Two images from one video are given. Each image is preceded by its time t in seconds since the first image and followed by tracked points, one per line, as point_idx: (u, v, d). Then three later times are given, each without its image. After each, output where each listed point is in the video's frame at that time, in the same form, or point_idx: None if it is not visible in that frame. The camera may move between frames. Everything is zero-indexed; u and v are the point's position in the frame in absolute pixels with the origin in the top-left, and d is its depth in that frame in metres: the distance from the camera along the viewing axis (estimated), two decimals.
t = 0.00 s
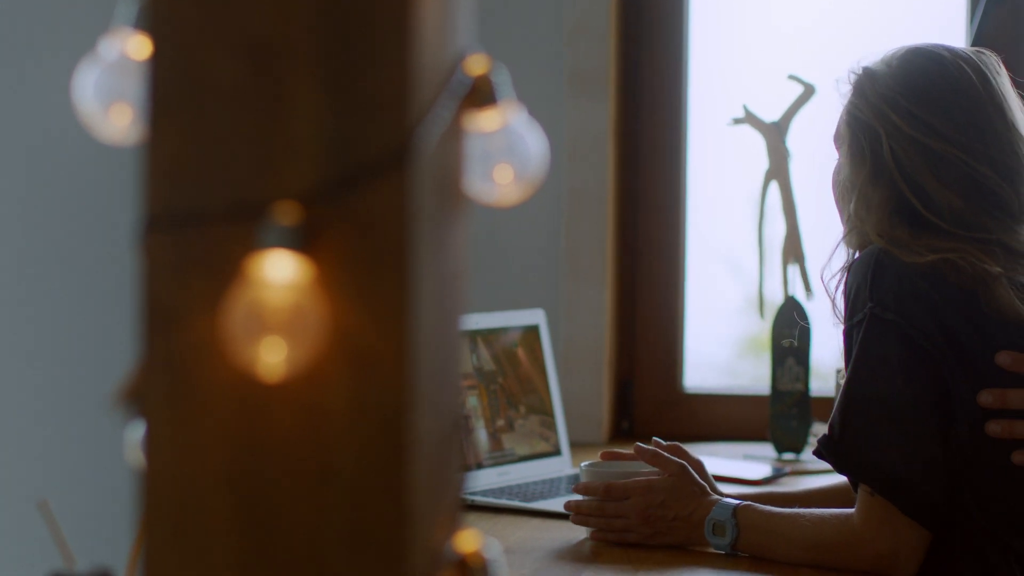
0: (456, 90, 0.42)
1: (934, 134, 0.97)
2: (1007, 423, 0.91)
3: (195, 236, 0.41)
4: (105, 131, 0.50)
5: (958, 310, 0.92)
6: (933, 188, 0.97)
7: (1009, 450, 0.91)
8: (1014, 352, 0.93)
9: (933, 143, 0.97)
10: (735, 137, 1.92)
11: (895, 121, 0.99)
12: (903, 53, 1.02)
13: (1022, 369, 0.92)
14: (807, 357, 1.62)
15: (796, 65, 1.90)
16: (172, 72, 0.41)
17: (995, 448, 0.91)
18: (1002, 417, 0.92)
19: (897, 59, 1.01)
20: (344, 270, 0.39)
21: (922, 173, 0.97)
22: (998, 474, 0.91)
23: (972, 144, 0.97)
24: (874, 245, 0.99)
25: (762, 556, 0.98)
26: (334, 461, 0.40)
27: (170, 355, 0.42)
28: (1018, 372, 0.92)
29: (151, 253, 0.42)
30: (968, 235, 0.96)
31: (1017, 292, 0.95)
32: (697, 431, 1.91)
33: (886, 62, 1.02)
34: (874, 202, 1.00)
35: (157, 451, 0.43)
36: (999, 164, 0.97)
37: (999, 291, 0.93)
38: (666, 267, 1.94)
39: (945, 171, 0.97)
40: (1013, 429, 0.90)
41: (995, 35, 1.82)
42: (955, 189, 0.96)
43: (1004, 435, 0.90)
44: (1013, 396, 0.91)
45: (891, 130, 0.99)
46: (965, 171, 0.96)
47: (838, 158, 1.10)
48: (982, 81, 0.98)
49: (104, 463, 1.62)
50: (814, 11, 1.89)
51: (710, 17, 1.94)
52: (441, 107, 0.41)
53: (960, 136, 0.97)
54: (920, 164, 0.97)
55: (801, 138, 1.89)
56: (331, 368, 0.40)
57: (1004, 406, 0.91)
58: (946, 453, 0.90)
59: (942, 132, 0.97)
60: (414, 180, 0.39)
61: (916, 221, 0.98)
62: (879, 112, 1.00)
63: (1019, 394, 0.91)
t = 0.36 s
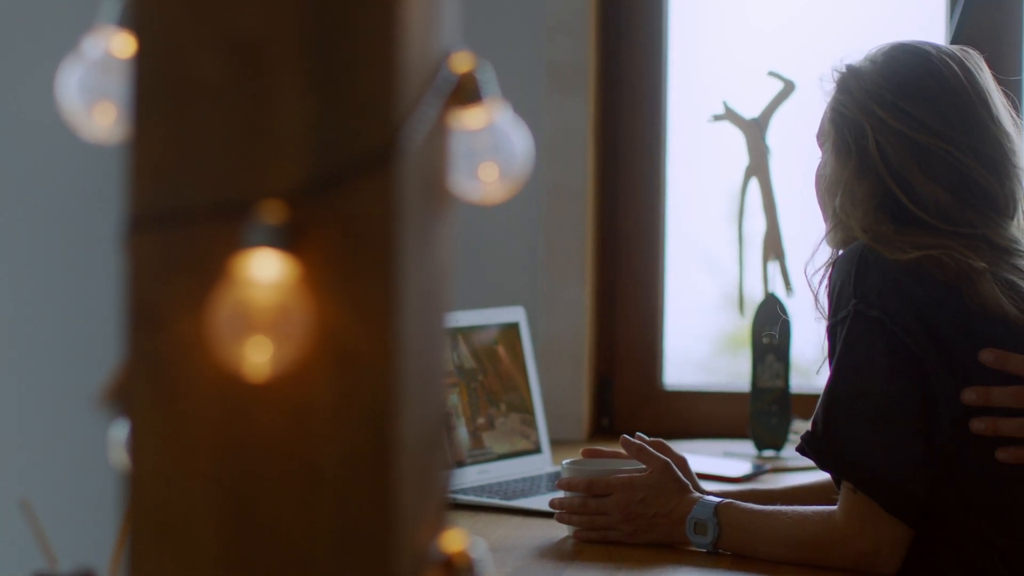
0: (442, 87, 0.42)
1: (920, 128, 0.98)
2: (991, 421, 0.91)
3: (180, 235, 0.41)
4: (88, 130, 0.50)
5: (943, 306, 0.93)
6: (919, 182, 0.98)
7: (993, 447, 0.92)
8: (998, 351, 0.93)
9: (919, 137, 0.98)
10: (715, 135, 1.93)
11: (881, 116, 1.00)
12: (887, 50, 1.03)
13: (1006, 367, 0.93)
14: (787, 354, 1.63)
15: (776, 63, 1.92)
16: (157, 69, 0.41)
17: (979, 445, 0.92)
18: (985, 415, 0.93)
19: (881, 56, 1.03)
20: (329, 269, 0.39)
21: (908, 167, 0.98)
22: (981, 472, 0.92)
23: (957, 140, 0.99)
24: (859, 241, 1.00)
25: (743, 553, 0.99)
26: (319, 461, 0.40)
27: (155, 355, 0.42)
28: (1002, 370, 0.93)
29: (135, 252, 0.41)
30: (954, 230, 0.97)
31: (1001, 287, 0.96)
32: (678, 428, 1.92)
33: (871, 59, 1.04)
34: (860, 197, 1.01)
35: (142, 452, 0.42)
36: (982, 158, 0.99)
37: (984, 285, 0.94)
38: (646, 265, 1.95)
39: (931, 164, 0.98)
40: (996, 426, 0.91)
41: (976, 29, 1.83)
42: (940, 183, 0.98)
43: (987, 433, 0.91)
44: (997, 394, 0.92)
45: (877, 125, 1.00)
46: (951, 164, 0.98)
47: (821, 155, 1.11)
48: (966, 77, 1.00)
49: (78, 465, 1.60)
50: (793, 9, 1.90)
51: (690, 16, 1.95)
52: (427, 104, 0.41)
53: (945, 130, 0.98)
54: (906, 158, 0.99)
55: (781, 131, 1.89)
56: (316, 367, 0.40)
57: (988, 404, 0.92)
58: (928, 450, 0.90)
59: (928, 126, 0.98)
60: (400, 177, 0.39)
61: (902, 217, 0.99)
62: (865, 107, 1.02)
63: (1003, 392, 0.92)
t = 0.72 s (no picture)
0: (430, 94, 0.42)
1: (900, 133, 1.00)
2: (975, 426, 0.92)
3: (168, 244, 0.41)
4: (77, 139, 0.50)
5: (925, 311, 0.94)
6: (899, 188, 0.99)
7: (977, 452, 0.93)
8: (980, 356, 0.94)
9: (899, 143, 0.99)
10: (695, 139, 1.94)
11: (861, 121, 1.01)
12: (867, 55, 1.04)
13: (989, 372, 0.94)
14: (768, 359, 1.64)
15: (755, 67, 1.93)
16: (145, 76, 0.41)
17: (963, 450, 0.93)
18: (969, 420, 0.93)
19: (860, 61, 1.04)
20: (319, 277, 0.39)
21: (888, 173, 0.99)
22: (966, 476, 0.93)
23: (936, 146, 1.00)
24: (841, 246, 1.01)
25: (728, 558, 1.00)
26: (310, 470, 0.40)
27: (143, 364, 0.42)
28: (985, 375, 0.94)
29: (124, 261, 0.41)
30: (935, 236, 0.98)
31: (984, 292, 0.97)
32: (659, 433, 1.93)
33: (851, 64, 1.05)
34: (841, 202, 1.02)
35: (130, 462, 0.42)
36: (961, 162, 1.00)
37: (966, 291, 0.95)
38: (627, 270, 1.95)
39: (911, 169, 0.99)
40: (981, 432, 0.92)
41: (953, 35, 1.84)
42: (920, 188, 0.99)
43: (972, 438, 0.92)
44: (979, 399, 0.93)
45: (857, 130, 1.01)
46: (930, 169, 0.99)
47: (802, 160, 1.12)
48: (945, 82, 1.02)
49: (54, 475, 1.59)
50: (773, 13, 1.92)
51: (670, 20, 1.96)
52: (416, 112, 0.41)
53: (925, 135, 1.00)
54: (887, 164, 1.00)
55: (761, 138, 1.91)
56: (307, 376, 0.40)
57: (971, 409, 0.93)
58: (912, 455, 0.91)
59: (907, 131, 1.00)
60: (391, 186, 0.39)
61: (883, 222, 1.00)
62: (845, 113, 1.02)
63: (986, 398, 0.93)
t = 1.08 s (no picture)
0: (433, 104, 0.42)
1: (892, 141, 1.00)
2: (968, 434, 0.93)
3: (170, 254, 0.41)
4: (78, 148, 0.50)
5: (918, 319, 0.94)
6: (891, 195, 0.99)
7: (970, 459, 0.93)
8: (972, 364, 0.95)
9: (890, 150, 1.00)
10: (684, 146, 1.95)
11: (853, 129, 1.02)
12: (858, 63, 1.05)
13: (981, 380, 0.94)
14: (757, 366, 1.64)
15: (744, 74, 1.94)
16: (146, 85, 0.41)
17: (956, 458, 0.93)
18: (961, 427, 0.94)
19: (852, 69, 1.05)
20: (323, 289, 0.39)
21: (879, 181, 1.00)
22: (960, 484, 0.93)
23: (928, 152, 1.00)
24: (833, 254, 1.01)
25: (721, 564, 1.00)
26: (312, 481, 0.40)
27: (145, 374, 0.41)
28: (977, 383, 0.95)
29: (125, 270, 0.41)
30: (927, 243, 0.98)
31: (976, 299, 0.98)
32: (648, 440, 1.93)
33: (843, 72, 1.05)
34: (834, 210, 1.02)
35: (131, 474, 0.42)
36: (954, 169, 1.01)
37: (959, 299, 0.95)
38: (614, 277, 1.96)
39: (903, 177, 1.00)
40: (975, 440, 0.92)
41: (941, 42, 1.85)
42: (912, 196, 0.99)
43: (966, 447, 0.92)
44: (972, 407, 0.93)
45: (848, 138, 1.02)
46: (922, 176, 1.00)
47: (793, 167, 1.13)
48: (935, 89, 1.02)
49: (40, 483, 1.58)
50: (761, 20, 1.93)
51: (659, 27, 1.97)
52: (418, 122, 0.40)
53: (916, 143, 1.00)
54: (879, 172, 1.00)
55: (749, 145, 1.92)
56: (309, 387, 0.40)
57: (964, 417, 0.93)
58: (905, 464, 0.91)
59: (899, 139, 1.00)
60: (394, 196, 0.39)
61: (875, 230, 1.01)
62: (837, 120, 1.03)
63: (979, 405, 0.93)
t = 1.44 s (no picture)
0: (443, 112, 0.41)
1: (891, 148, 1.00)
2: (968, 441, 0.93)
3: (181, 263, 0.41)
4: (85, 155, 0.50)
5: (916, 326, 0.94)
6: (892, 202, 0.99)
7: (970, 466, 0.93)
8: (972, 371, 0.95)
9: (890, 157, 1.00)
10: (678, 153, 1.95)
11: (853, 136, 1.02)
12: (858, 70, 1.05)
13: (980, 387, 0.94)
14: (752, 373, 1.64)
15: (738, 81, 1.94)
16: (157, 92, 0.41)
17: (956, 465, 0.93)
18: (961, 435, 0.94)
19: (851, 76, 1.05)
20: (337, 298, 0.39)
21: (880, 188, 1.00)
22: (960, 491, 0.93)
23: (928, 159, 1.00)
24: (833, 261, 1.01)
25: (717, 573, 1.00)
26: (325, 491, 0.39)
27: (157, 384, 0.41)
28: (977, 390, 0.94)
29: (138, 279, 0.41)
30: (928, 250, 0.98)
31: (976, 306, 0.98)
32: (643, 448, 1.93)
33: (842, 79, 1.06)
34: (834, 217, 1.02)
35: (143, 484, 0.42)
36: (954, 175, 1.01)
37: (959, 307, 0.95)
38: (608, 284, 1.96)
39: (903, 184, 1.00)
40: (974, 447, 0.92)
41: (936, 49, 1.86)
42: (913, 202, 0.99)
43: (965, 454, 0.92)
44: (972, 414, 0.93)
45: (848, 144, 1.02)
46: (922, 183, 1.00)
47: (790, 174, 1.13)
48: (935, 96, 1.02)
49: (33, 491, 1.57)
50: (755, 28, 1.93)
51: (653, 35, 1.98)
52: (430, 131, 0.40)
53: (916, 150, 1.00)
54: (879, 178, 1.00)
55: (744, 152, 1.92)
56: (323, 397, 0.39)
57: (963, 425, 0.93)
58: (904, 472, 0.91)
59: (899, 146, 1.00)
60: (408, 205, 0.39)
61: (875, 237, 1.01)
62: (836, 127, 1.03)
63: (979, 412, 0.93)
